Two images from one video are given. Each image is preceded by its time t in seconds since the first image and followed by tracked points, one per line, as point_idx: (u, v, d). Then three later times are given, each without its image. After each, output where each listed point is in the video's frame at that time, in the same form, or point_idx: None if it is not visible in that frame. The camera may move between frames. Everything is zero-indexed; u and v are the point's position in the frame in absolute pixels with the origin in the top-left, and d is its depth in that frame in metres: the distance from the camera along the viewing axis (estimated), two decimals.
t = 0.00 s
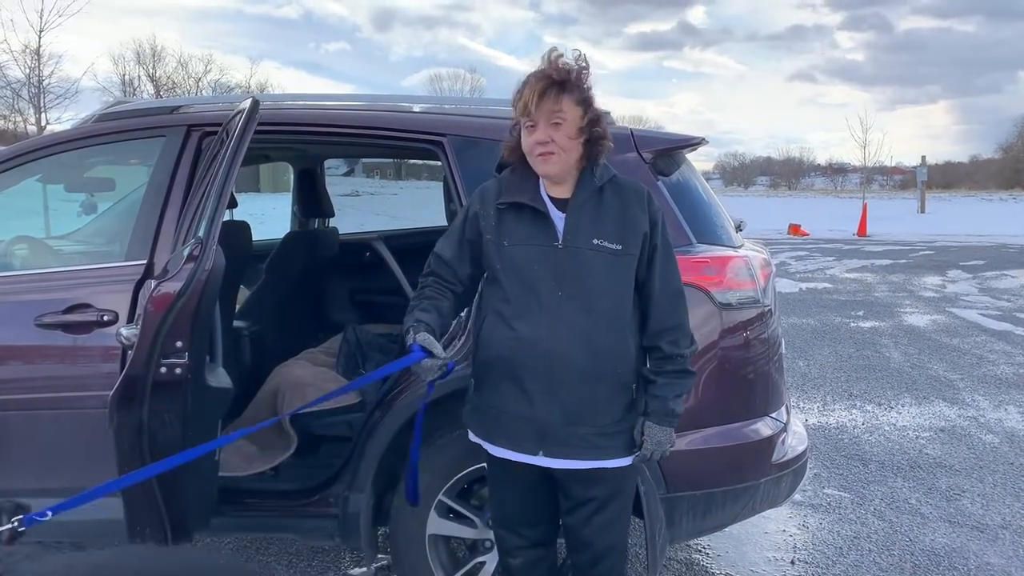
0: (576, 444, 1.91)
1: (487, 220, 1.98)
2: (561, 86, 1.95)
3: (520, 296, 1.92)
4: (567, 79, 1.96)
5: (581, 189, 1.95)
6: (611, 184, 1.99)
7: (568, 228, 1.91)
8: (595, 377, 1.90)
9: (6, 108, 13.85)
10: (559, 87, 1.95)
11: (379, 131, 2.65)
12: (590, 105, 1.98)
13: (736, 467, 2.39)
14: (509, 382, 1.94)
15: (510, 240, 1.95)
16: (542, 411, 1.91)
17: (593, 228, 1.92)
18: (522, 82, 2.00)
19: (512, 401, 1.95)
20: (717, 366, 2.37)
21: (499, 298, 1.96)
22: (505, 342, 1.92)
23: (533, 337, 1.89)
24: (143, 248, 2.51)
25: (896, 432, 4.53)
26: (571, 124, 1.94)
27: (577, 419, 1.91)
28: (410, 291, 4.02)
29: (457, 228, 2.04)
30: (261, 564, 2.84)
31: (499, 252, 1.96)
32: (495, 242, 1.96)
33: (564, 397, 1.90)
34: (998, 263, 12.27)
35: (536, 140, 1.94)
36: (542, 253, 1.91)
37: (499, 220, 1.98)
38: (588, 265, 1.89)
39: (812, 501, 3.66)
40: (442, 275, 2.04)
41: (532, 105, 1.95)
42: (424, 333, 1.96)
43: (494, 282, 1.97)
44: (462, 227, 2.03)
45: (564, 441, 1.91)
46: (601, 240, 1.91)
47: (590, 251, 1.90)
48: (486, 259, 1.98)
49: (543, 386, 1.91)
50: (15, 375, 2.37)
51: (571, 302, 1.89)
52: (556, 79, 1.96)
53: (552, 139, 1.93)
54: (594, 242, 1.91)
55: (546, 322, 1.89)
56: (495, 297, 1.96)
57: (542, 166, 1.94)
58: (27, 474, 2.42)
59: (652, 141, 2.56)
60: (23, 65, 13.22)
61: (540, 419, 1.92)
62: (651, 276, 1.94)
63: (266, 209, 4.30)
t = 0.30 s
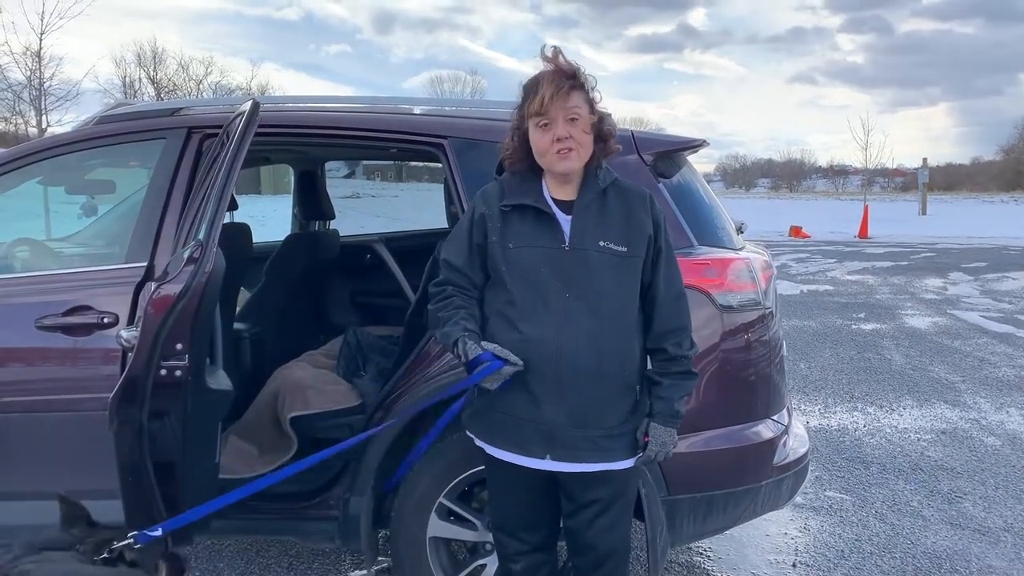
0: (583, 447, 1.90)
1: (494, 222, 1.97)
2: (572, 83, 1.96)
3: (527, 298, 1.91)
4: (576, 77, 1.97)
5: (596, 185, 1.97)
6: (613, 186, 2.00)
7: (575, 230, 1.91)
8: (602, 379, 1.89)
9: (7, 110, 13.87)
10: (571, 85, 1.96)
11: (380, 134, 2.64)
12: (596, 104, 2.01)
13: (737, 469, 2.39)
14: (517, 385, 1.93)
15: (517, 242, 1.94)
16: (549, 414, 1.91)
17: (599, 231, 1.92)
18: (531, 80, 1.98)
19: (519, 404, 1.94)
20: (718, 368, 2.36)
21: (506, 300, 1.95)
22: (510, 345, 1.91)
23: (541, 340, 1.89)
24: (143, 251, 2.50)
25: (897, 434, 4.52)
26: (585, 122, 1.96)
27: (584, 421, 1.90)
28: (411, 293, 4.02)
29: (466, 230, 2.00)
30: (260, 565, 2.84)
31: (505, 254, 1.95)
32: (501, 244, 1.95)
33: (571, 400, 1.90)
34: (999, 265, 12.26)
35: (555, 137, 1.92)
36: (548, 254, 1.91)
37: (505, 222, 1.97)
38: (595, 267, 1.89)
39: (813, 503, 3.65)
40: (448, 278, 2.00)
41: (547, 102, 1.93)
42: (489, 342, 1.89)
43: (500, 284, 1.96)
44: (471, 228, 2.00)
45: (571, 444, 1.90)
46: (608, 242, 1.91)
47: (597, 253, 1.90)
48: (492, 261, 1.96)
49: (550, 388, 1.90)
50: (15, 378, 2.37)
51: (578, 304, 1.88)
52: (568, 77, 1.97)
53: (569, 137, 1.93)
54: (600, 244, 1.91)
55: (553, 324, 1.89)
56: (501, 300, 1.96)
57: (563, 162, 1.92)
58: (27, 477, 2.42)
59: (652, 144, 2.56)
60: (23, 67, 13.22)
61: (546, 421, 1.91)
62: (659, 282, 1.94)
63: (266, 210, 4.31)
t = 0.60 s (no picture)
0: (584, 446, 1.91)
1: (496, 221, 1.95)
2: (576, 84, 1.96)
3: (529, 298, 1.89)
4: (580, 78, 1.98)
5: (595, 187, 1.97)
6: (613, 188, 2.00)
7: (577, 229, 1.91)
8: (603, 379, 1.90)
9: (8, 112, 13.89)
10: (574, 85, 1.96)
11: (380, 135, 2.65)
12: (598, 106, 2.01)
13: (737, 471, 2.38)
14: (518, 385, 1.92)
15: (519, 242, 1.92)
16: (550, 414, 1.90)
17: (600, 231, 1.92)
18: (534, 79, 1.99)
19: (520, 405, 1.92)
20: (718, 370, 2.36)
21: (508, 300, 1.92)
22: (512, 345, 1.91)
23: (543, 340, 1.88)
24: (143, 252, 2.50)
25: (898, 435, 4.52)
26: (587, 122, 1.96)
27: (585, 421, 1.90)
28: (411, 295, 4.02)
29: (468, 228, 1.98)
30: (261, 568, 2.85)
31: (506, 254, 1.93)
32: (503, 243, 1.93)
33: (573, 400, 1.89)
34: (999, 266, 12.27)
35: (556, 136, 1.92)
36: (550, 254, 1.90)
37: (506, 221, 1.95)
38: (596, 267, 1.89)
39: (813, 504, 3.65)
40: (450, 277, 1.96)
41: (550, 101, 1.93)
42: (529, 305, 1.83)
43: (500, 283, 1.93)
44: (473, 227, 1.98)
45: (572, 444, 1.91)
46: (609, 243, 1.91)
47: (599, 253, 1.90)
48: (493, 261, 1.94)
49: (552, 388, 1.90)
50: (14, 379, 2.37)
51: (580, 304, 1.88)
52: (571, 77, 1.97)
53: (570, 137, 1.93)
54: (601, 245, 1.90)
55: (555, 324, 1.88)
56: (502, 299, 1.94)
57: (563, 162, 1.92)
58: (27, 478, 2.42)
59: (652, 145, 2.56)
60: (24, 69, 13.22)
61: (547, 422, 1.91)
62: (658, 286, 1.95)
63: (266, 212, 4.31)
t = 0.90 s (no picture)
0: (584, 445, 1.91)
1: (496, 218, 1.94)
2: (572, 81, 1.96)
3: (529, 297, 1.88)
4: (576, 76, 1.98)
5: (592, 184, 1.97)
6: (610, 189, 2.00)
7: (576, 229, 1.91)
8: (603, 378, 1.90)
9: (7, 112, 13.88)
10: (570, 82, 1.96)
11: (379, 135, 2.64)
12: (596, 104, 2.01)
13: (736, 470, 2.38)
14: (517, 384, 1.91)
15: (519, 242, 1.92)
16: (548, 414, 1.90)
17: (599, 231, 1.92)
18: (531, 77, 1.99)
19: (519, 403, 1.91)
20: (717, 370, 2.36)
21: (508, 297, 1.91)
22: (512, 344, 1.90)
23: (543, 339, 1.88)
24: (142, 252, 2.50)
25: (897, 435, 4.53)
26: (583, 120, 1.96)
27: (585, 420, 1.90)
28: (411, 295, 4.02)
29: (471, 222, 1.95)
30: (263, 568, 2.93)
31: (506, 252, 1.92)
32: (504, 242, 1.92)
33: (572, 400, 1.89)
34: (999, 266, 12.27)
35: (553, 133, 1.92)
36: (550, 253, 1.89)
37: (506, 220, 1.94)
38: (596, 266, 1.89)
39: (813, 504, 3.65)
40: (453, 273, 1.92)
41: (546, 99, 1.94)
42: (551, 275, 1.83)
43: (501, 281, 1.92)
44: (476, 223, 1.95)
45: (569, 444, 1.90)
46: (607, 243, 1.92)
47: (598, 252, 1.90)
48: (494, 259, 1.93)
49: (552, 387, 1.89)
50: (14, 379, 2.37)
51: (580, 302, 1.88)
52: (567, 75, 1.97)
53: (566, 134, 1.92)
54: (600, 245, 1.91)
55: (554, 324, 1.87)
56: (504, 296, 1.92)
57: (560, 159, 1.92)
58: (26, 478, 2.41)
59: (652, 144, 2.56)
60: (23, 69, 13.21)
61: (545, 421, 1.90)
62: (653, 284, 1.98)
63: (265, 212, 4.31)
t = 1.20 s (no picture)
0: (579, 445, 1.91)
1: (498, 217, 1.95)
2: (570, 84, 1.97)
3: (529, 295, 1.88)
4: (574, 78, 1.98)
5: (592, 185, 1.97)
6: (609, 189, 2.00)
7: (575, 228, 1.91)
8: (593, 373, 1.87)
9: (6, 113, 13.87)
10: (569, 85, 1.96)
11: (378, 135, 2.64)
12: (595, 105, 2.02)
13: (736, 471, 2.39)
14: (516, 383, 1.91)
15: (520, 241, 1.93)
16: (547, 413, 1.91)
17: (598, 231, 1.93)
18: (529, 81, 1.99)
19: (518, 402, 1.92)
20: (716, 370, 2.36)
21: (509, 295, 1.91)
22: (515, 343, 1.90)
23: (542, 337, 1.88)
24: (141, 253, 2.50)
25: (895, 435, 4.53)
26: (582, 122, 1.96)
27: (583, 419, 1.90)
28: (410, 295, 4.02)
29: (474, 219, 1.95)
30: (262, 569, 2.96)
31: (507, 251, 1.93)
32: (507, 241, 1.93)
33: (570, 398, 1.90)
34: (997, 267, 12.28)
35: (553, 136, 1.93)
36: (550, 253, 1.90)
37: (508, 219, 1.95)
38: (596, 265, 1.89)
39: (812, 504, 3.65)
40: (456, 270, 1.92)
41: (545, 102, 1.94)
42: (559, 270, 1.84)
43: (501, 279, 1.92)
44: (478, 220, 1.95)
45: (566, 443, 1.91)
46: (606, 242, 1.92)
47: (597, 251, 1.90)
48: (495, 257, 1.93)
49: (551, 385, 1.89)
50: (13, 380, 2.36)
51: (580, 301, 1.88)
52: (565, 78, 1.97)
53: (566, 137, 1.93)
54: (599, 244, 1.91)
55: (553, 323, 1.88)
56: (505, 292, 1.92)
57: (560, 162, 1.93)
58: (25, 478, 2.41)
59: (652, 145, 2.56)
60: (22, 69, 13.19)
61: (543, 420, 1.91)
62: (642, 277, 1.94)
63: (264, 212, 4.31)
